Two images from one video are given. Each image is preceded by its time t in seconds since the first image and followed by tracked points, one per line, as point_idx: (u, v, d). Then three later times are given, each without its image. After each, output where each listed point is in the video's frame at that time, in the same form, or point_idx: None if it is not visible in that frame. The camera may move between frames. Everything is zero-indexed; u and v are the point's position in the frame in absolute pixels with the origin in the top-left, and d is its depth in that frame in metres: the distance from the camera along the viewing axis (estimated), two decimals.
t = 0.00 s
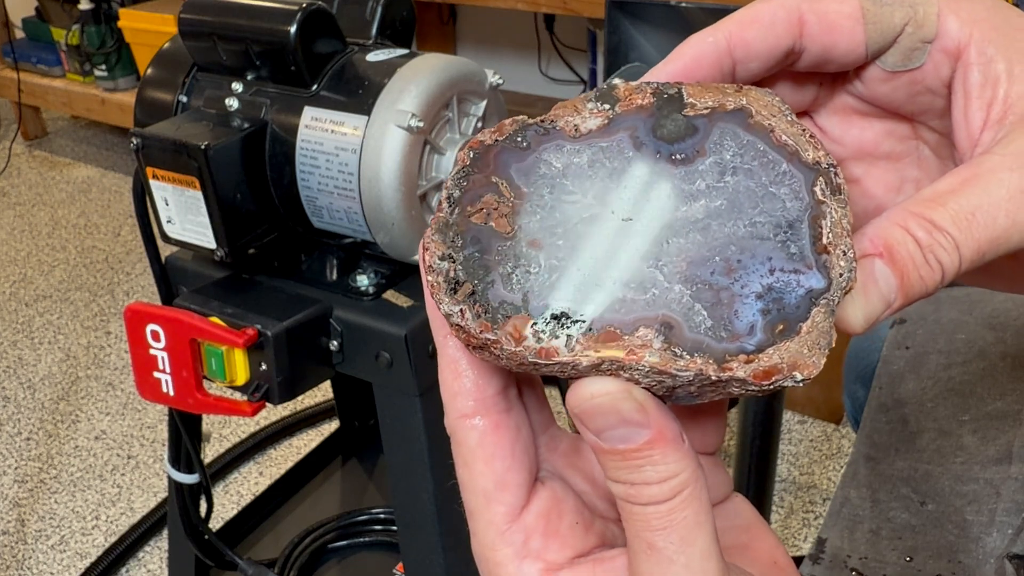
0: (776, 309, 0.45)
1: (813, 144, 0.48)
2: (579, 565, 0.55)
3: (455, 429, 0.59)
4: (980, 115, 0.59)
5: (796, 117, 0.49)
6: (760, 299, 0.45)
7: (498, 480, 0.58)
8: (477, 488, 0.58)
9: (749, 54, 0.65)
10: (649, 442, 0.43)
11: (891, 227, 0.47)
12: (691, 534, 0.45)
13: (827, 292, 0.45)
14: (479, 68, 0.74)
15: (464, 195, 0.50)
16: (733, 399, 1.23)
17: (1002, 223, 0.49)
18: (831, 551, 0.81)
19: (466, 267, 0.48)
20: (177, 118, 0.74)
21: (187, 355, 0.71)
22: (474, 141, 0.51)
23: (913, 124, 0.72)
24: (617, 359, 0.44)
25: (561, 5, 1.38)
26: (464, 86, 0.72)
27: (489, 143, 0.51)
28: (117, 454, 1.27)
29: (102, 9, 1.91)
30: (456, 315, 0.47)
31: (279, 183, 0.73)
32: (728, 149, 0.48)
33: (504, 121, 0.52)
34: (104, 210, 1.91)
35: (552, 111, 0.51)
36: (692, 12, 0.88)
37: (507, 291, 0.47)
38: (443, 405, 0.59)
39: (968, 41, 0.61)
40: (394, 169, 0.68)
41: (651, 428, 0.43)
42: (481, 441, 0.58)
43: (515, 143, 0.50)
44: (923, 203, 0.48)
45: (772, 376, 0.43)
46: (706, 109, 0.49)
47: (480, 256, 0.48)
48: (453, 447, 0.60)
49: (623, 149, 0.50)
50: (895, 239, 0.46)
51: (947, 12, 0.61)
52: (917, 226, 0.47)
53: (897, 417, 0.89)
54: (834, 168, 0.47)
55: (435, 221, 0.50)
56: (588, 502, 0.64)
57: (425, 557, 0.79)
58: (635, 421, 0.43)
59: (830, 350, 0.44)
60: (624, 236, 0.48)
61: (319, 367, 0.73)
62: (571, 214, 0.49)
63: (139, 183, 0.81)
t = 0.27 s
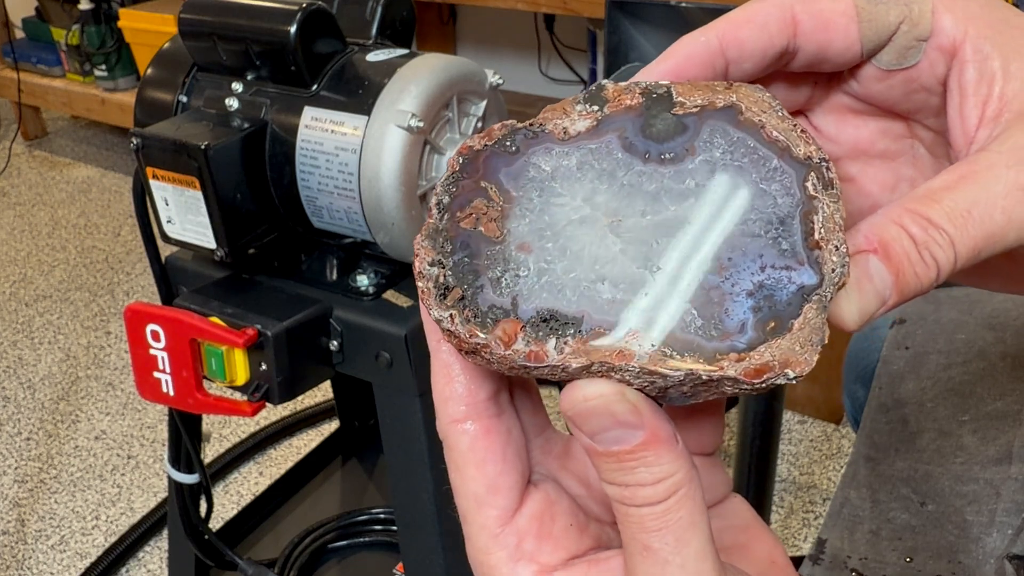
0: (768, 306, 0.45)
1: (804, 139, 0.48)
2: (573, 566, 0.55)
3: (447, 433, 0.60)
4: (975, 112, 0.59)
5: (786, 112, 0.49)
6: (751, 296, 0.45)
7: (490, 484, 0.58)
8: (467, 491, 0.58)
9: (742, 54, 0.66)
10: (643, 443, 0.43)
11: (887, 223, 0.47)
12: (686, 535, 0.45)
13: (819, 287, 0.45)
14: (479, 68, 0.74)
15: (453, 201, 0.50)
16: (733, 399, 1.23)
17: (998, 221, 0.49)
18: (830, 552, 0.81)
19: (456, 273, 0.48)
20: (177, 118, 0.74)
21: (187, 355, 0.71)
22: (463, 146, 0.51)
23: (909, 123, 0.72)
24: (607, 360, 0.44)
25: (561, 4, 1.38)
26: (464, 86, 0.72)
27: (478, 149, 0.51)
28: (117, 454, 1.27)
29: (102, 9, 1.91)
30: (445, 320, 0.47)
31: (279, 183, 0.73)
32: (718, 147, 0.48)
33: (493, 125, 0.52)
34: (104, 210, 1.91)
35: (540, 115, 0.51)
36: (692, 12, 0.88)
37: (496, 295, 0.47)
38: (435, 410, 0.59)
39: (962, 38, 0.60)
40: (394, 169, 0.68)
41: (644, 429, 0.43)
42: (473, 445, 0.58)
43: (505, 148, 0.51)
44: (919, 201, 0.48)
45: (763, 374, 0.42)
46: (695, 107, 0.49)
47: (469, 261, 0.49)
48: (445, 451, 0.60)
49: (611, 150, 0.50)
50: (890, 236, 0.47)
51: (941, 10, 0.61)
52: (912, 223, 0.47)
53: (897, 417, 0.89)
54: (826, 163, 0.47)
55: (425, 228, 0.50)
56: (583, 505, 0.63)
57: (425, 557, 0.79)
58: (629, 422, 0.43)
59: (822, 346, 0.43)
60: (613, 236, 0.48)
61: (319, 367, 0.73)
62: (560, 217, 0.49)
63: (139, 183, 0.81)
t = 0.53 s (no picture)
0: (772, 296, 0.45)
1: (795, 134, 0.48)
2: (569, 569, 0.54)
3: (417, 454, 0.60)
4: (968, 114, 0.59)
5: (776, 111, 0.49)
6: (755, 287, 0.45)
7: (469, 495, 0.58)
8: (452, 506, 0.58)
9: (731, 68, 0.65)
10: (649, 450, 0.43)
11: (887, 217, 0.47)
12: (690, 541, 0.45)
13: (823, 273, 0.45)
14: (479, 69, 0.74)
15: (450, 220, 0.50)
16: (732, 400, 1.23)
17: (999, 212, 0.49)
18: (830, 552, 0.82)
19: (455, 287, 0.49)
20: (177, 118, 0.74)
21: (187, 355, 0.71)
22: (456, 169, 0.52)
23: (902, 133, 0.72)
24: (612, 360, 0.44)
25: (561, 5, 1.38)
26: (464, 86, 0.72)
27: (471, 169, 0.52)
28: (117, 454, 1.27)
29: (102, 9, 1.91)
30: (447, 334, 0.48)
31: (279, 183, 0.73)
32: (709, 147, 0.49)
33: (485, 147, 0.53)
34: (104, 210, 1.91)
35: (532, 132, 0.52)
36: (692, 13, 0.88)
37: (497, 306, 0.48)
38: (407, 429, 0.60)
39: (949, 44, 0.61)
40: (394, 171, 0.68)
41: (651, 435, 0.43)
42: (445, 462, 0.58)
43: (497, 166, 0.51)
44: (919, 195, 0.48)
45: (774, 363, 0.42)
46: (683, 113, 0.49)
47: (468, 275, 0.49)
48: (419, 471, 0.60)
49: (604, 159, 0.50)
50: (893, 228, 0.46)
51: (929, 17, 0.62)
52: (913, 215, 0.47)
53: (897, 417, 0.89)
54: (820, 154, 0.48)
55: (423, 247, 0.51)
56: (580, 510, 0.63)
57: (425, 557, 0.79)
58: (637, 428, 0.43)
59: (833, 329, 0.43)
60: (610, 239, 0.48)
61: (320, 367, 0.73)
62: (557, 225, 0.49)
63: (139, 183, 0.81)
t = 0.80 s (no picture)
0: (771, 314, 0.45)
1: (809, 134, 0.47)
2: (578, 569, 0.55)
3: (447, 436, 0.59)
4: (977, 108, 0.60)
5: (791, 105, 0.48)
6: (755, 304, 0.46)
7: (491, 488, 0.58)
8: (473, 495, 0.58)
9: (748, 50, 0.64)
10: (645, 451, 0.43)
11: (892, 219, 0.47)
12: (685, 541, 0.45)
13: (823, 293, 0.45)
14: (479, 68, 0.74)
15: (452, 212, 0.50)
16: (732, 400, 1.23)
17: (1006, 212, 0.49)
18: (831, 552, 0.81)
19: (457, 285, 0.49)
20: (177, 118, 0.74)
21: (187, 355, 0.71)
22: (460, 152, 0.51)
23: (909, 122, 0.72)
24: (611, 374, 0.44)
25: (561, 5, 1.38)
26: (464, 86, 0.72)
27: (476, 154, 0.51)
28: (117, 454, 1.27)
29: (102, 9, 1.91)
30: (449, 336, 0.48)
31: (279, 183, 0.73)
32: (721, 144, 0.48)
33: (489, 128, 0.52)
34: (104, 210, 1.91)
35: (538, 114, 0.51)
36: (692, 13, 0.88)
37: (499, 309, 0.48)
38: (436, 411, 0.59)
39: (968, 34, 0.61)
40: (394, 170, 0.68)
41: (646, 437, 0.43)
42: (474, 449, 0.58)
43: (502, 152, 0.50)
44: (925, 194, 0.48)
45: (766, 385, 0.43)
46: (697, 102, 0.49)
47: (471, 274, 0.49)
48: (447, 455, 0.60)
49: (612, 149, 0.49)
50: (896, 232, 0.46)
51: (947, 6, 0.62)
52: (917, 218, 0.47)
53: (897, 417, 0.89)
54: (831, 159, 0.47)
55: (425, 239, 0.51)
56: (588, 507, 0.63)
57: (425, 557, 0.79)
58: (632, 430, 0.43)
59: (826, 354, 0.44)
60: (614, 244, 0.48)
61: (320, 367, 0.73)
62: (561, 225, 0.49)
63: (139, 183, 0.81)
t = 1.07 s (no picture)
0: (761, 318, 0.46)
1: (805, 133, 0.47)
2: (584, 561, 0.55)
3: (458, 424, 0.59)
4: (975, 106, 0.60)
5: (789, 101, 0.49)
6: (746, 308, 0.47)
7: (501, 474, 0.57)
8: (482, 482, 0.58)
9: (752, 41, 0.64)
10: (638, 445, 0.44)
11: (885, 219, 0.47)
12: (680, 536, 0.45)
13: (813, 297, 0.46)
14: (479, 68, 0.74)
15: (450, 210, 0.50)
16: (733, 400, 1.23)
17: (999, 212, 0.48)
18: (831, 551, 0.83)
19: (455, 288, 0.50)
20: (177, 118, 0.74)
21: (187, 355, 0.71)
22: (457, 149, 0.51)
23: (907, 116, 0.71)
24: (604, 376, 0.46)
25: (561, 5, 1.38)
26: (464, 86, 0.72)
27: (472, 151, 0.50)
28: (117, 454, 1.27)
29: (102, 9, 1.91)
30: (449, 337, 0.49)
31: (279, 183, 0.73)
32: (717, 142, 0.48)
33: (486, 124, 0.52)
34: (104, 210, 1.91)
35: (535, 109, 0.50)
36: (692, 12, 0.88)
37: (496, 310, 0.49)
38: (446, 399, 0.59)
39: (970, 29, 0.61)
40: (394, 169, 0.68)
41: (641, 431, 0.44)
42: (484, 434, 0.58)
43: (499, 150, 0.50)
44: (918, 193, 0.48)
45: (755, 388, 0.45)
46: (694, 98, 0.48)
47: (468, 276, 0.50)
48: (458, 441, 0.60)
49: (608, 149, 0.49)
50: (888, 232, 0.46)
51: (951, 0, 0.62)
52: (910, 218, 0.47)
53: (897, 417, 0.89)
54: (827, 159, 0.47)
55: (424, 238, 0.51)
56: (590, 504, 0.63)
57: (425, 557, 0.79)
58: (626, 425, 0.44)
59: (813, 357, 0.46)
60: (609, 245, 0.48)
61: (320, 367, 0.73)
62: (557, 225, 0.49)
63: (139, 183, 0.82)
